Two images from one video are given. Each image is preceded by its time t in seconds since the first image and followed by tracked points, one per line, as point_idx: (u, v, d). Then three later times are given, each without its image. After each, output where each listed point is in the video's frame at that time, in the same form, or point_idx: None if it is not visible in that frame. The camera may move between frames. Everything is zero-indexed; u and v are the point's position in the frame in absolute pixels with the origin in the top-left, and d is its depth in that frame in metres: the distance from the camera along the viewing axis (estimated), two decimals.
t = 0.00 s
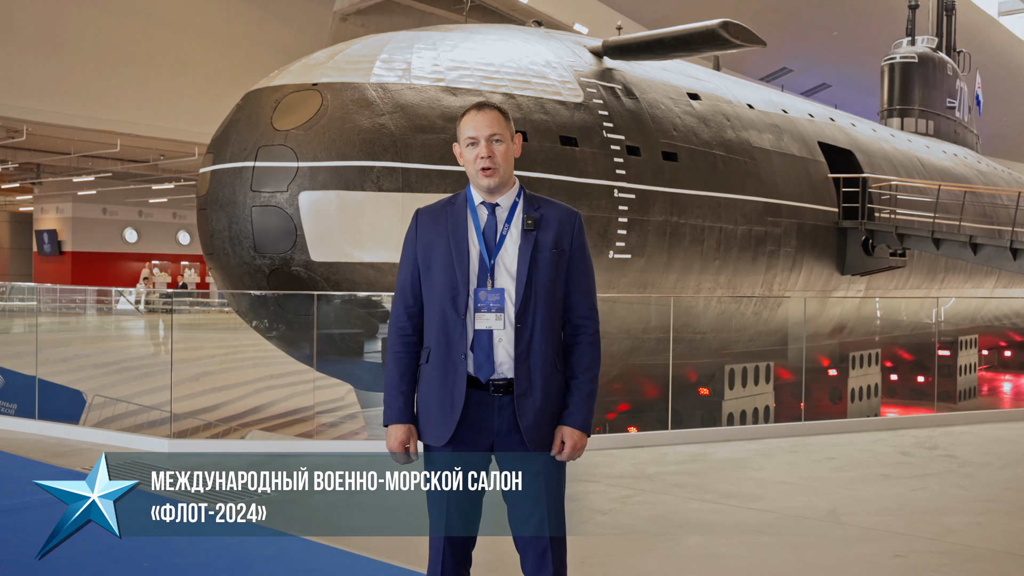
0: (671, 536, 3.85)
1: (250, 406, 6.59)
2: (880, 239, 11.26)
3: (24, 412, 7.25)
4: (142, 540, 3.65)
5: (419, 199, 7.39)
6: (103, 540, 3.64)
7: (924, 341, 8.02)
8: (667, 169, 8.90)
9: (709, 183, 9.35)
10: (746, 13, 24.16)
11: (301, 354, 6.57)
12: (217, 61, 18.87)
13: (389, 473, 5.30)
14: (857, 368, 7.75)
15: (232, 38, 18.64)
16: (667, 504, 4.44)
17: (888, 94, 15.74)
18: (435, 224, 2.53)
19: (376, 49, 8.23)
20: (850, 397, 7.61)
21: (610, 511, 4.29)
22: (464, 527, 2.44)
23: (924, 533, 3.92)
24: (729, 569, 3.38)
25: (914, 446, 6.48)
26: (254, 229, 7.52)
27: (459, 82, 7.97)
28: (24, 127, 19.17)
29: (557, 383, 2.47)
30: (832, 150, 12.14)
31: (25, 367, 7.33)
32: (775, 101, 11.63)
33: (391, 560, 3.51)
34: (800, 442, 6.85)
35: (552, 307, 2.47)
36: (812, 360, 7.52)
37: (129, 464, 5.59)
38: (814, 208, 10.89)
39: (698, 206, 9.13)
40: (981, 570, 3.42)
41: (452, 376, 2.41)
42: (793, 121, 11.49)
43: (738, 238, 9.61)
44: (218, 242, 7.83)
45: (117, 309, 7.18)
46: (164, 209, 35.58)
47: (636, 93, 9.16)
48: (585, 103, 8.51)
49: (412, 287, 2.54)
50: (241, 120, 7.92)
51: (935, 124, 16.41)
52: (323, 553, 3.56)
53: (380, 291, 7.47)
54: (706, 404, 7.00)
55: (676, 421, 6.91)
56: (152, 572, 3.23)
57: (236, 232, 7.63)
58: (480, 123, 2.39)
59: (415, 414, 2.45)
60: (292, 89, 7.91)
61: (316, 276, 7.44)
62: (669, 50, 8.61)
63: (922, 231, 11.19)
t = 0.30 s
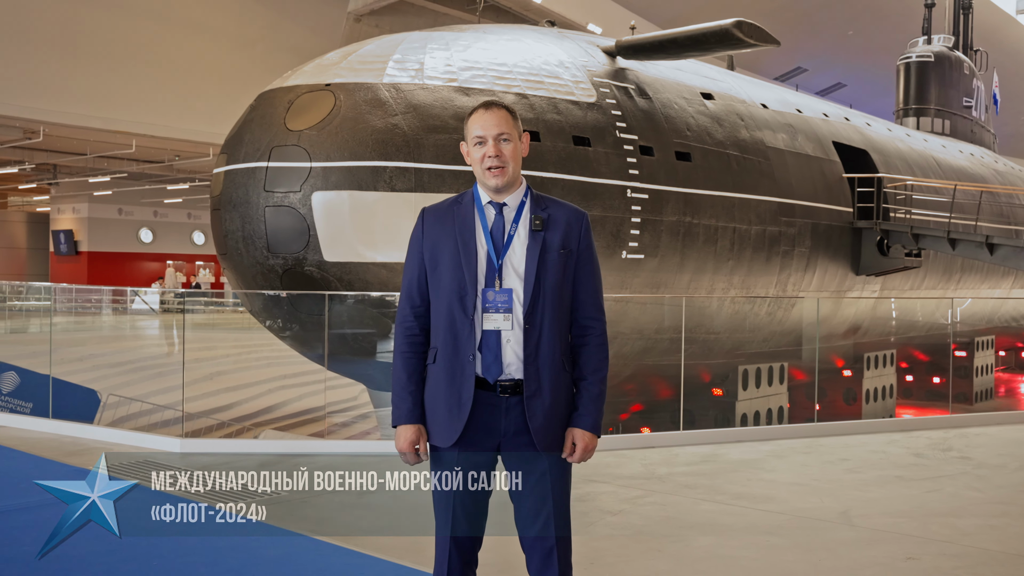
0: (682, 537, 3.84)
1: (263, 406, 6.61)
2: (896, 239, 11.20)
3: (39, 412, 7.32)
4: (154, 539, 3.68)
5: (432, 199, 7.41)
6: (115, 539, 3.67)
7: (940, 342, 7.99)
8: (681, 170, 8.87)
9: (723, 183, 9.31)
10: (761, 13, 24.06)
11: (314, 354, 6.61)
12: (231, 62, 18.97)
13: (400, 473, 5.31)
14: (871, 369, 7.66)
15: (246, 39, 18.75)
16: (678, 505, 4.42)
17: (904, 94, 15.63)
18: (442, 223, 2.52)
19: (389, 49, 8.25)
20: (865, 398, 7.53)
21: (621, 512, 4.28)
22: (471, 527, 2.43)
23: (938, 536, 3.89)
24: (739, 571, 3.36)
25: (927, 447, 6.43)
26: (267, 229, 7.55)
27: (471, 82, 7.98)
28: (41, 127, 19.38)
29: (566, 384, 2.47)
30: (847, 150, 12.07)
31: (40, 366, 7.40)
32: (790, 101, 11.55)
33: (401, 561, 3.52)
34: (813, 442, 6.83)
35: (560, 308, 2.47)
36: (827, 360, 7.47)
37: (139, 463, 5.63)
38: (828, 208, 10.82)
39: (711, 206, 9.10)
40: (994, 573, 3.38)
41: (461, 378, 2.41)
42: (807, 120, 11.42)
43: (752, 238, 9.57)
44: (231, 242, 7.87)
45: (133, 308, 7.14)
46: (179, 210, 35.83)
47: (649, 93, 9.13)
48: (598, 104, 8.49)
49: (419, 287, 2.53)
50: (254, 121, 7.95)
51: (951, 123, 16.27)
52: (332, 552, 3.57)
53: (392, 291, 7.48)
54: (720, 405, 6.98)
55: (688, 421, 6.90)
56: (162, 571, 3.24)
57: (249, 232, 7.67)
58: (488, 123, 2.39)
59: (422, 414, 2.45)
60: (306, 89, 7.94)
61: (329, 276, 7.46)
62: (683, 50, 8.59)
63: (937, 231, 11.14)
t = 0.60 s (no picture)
0: (692, 537, 3.83)
1: (277, 406, 6.67)
2: (910, 239, 11.10)
3: (53, 412, 7.36)
4: (165, 538, 3.70)
5: (442, 199, 7.42)
6: (127, 537, 3.69)
7: (954, 342, 7.95)
8: (692, 169, 8.84)
9: (735, 183, 9.28)
10: (774, 11, 23.94)
11: (326, 354, 6.63)
12: (243, 63, 19.05)
13: (411, 473, 5.32)
14: (885, 369, 7.59)
15: (259, 40, 18.84)
16: (688, 506, 4.41)
17: (918, 93, 15.54)
18: (450, 222, 2.52)
19: (400, 50, 8.26)
20: (879, 398, 7.47)
21: (631, 512, 4.27)
22: (479, 528, 2.43)
23: (950, 537, 3.86)
24: (748, 571, 3.35)
25: (940, 448, 6.38)
26: (279, 229, 7.59)
27: (483, 82, 8.00)
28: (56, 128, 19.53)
29: (574, 383, 2.47)
30: (861, 149, 11.99)
31: (54, 365, 7.46)
32: (803, 100, 11.49)
33: (410, 560, 3.52)
34: (826, 443, 6.79)
35: (569, 307, 2.47)
36: (840, 360, 7.43)
37: (149, 463, 5.66)
38: (841, 208, 10.76)
39: (723, 206, 9.07)
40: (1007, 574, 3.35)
41: (470, 378, 2.41)
42: (820, 120, 11.36)
43: (765, 238, 9.53)
44: (244, 242, 7.91)
45: (146, 308, 7.16)
46: (192, 210, 36.04)
47: (661, 93, 9.11)
48: (610, 104, 8.48)
49: (427, 286, 2.53)
50: (266, 122, 7.99)
51: (966, 122, 16.15)
52: (341, 551, 3.58)
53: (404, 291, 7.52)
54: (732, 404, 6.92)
55: (701, 421, 6.88)
56: (172, 571, 3.25)
57: (261, 232, 7.71)
58: (495, 122, 2.39)
59: (431, 414, 2.45)
60: (318, 89, 7.97)
61: (341, 277, 7.49)
62: (694, 50, 8.58)
63: (951, 231, 11.04)
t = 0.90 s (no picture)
0: (700, 538, 3.82)
1: (286, 406, 6.67)
2: (919, 239, 11.02)
3: (64, 412, 7.40)
4: (176, 538, 3.72)
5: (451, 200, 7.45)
6: (137, 537, 3.71)
7: (965, 342, 7.88)
8: (701, 169, 8.83)
9: (745, 183, 9.26)
10: (784, 11, 23.85)
11: (335, 354, 6.63)
12: (253, 64, 19.09)
13: (419, 473, 5.34)
14: (895, 370, 7.65)
15: (268, 41, 18.90)
16: (697, 506, 4.40)
17: (928, 92, 15.46)
18: (459, 223, 2.52)
19: (409, 50, 8.28)
20: (889, 398, 7.46)
21: (639, 513, 4.27)
22: (487, 527, 2.44)
23: (960, 538, 3.85)
24: (757, 572, 3.34)
25: (950, 449, 6.35)
26: (288, 229, 7.61)
27: (492, 82, 8.01)
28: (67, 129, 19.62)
29: (583, 384, 2.48)
30: (870, 149, 11.94)
31: (65, 365, 7.50)
32: (812, 100, 11.45)
33: (418, 561, 3.53)
34: (834, 444, 6.73)
35: (577, 308, 2.48)
36: (849, 361, 7.41)
37: (158, 463, 5.67)
38: (851, 208, 10.72)
39: (732, 206, 9.05)
40: None
41: (480, 378, 2.42)
42: (829, 119, 11.33)
43: (774, 238, 9.51)
44: (253, 243, 7.94)
45: (156, 308, 7.24)
46: (202, 210, 36.17)
47: (670, 93, 9.09)
48: (618, 103, 8.48)
49: (436, 286, 2.54)
50: (275, 122, 8.02)
51: (977, 121, 16.05)
52: (350, 552, 3.59)
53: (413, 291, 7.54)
54: (742, 405, 6.96)
55: (710, 422, 6.85)
56: (181, 571, 3.26)
57: (271, 233, 7.74)
58: (502, 125, 2.40)
59: (440, 415, 2.46)
60: (327, 90, 8.00)
61: (349, 277, 7.51)
62: (703, 50, 8.56)
63: (962, 231, 10.96)
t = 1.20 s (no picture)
0: (705, 538, 3.82)
1: (290, 406, 6.73)
2: (924, 239, 11.01)
3: (69, 411, 7.39)
4: (182, 538, 3.73)
5: (455, 200, 7.45)
6: (143, 537, 3.72)
7: (969, 342, 7.88)
8: (705, 169, 8.82)
9: (749, 183, 9.25)
10: (787, 10, 23.82)
11: (339, 354, 6.65)
12: (257, 65, 19.12)
13: (424, 473, 5.34)
14: (898, 370, 7.53)
15: (272, 41, 18.92)
16: (702, 506, 4.40)
17: (932, 91, 15.42)
18: (465, 223, 2.52)
19: (413, 50, 8.29)
20: (893, 398, 7.41)
21: (644, 513, 4.27)
22: (494, 527, 2.44)
23: (966, 539, 3.83)
24: (763, 573, 3.34)
25: (955, 449, 6.33)
26: (292, 229, 7.62)
27: (496, 82, 8.01)
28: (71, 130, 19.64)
29: (590, 384, 2.48)
30: (874, 149, 11.92)
31: (70, 365, 7.52)
32: (816, 100, 11.42)
33: (424, 560, 3.53)
34: (838, 445, 6.70)
35: (584, 308, 2.48)
36: (853, 361, 7.39)
37: (163, 463, 5.68)
38: (855, 208, 10.70)
39: (736, 206, 9.04)
40: None
41: (487, 378, 2.42)
42: (833, 119, 11.31)
43: (778, 238, 9.50)
44: (257, 243, 7.96)
45: (161, 309, 7.24)
46: (205, 210, 36.25)
47: (673, 93, 9.09)
48: (622, 103, 8.48)
49: (443, 286, 2.54)
50: (279, 123, 8.03)
51: (981, 121, 16.01)
52: (356, 551, 3.59)
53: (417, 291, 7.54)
54: (745, 405, 6.92)
55: (714, 422, 6.85)
56: (186, 571, 3.26)
57: (275, 233, 7.75)
58: (510, 125, 2.40)
59: (447, 415, 2.46)
60: (331, 90, 8.01)
61: (353, 277, 7.52)
62: (706, 50, 8.57)
63: (966, 230, 10.98)
